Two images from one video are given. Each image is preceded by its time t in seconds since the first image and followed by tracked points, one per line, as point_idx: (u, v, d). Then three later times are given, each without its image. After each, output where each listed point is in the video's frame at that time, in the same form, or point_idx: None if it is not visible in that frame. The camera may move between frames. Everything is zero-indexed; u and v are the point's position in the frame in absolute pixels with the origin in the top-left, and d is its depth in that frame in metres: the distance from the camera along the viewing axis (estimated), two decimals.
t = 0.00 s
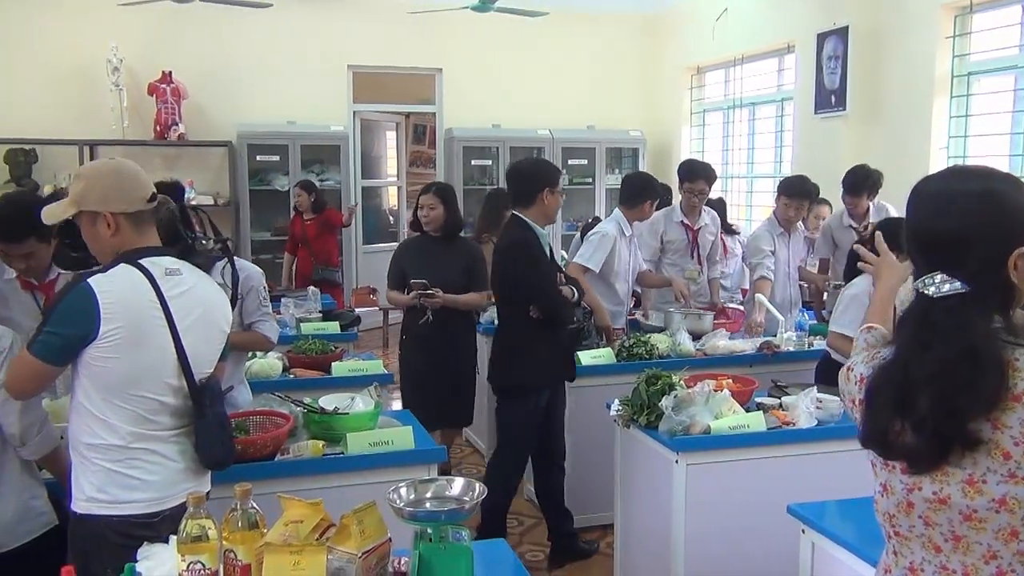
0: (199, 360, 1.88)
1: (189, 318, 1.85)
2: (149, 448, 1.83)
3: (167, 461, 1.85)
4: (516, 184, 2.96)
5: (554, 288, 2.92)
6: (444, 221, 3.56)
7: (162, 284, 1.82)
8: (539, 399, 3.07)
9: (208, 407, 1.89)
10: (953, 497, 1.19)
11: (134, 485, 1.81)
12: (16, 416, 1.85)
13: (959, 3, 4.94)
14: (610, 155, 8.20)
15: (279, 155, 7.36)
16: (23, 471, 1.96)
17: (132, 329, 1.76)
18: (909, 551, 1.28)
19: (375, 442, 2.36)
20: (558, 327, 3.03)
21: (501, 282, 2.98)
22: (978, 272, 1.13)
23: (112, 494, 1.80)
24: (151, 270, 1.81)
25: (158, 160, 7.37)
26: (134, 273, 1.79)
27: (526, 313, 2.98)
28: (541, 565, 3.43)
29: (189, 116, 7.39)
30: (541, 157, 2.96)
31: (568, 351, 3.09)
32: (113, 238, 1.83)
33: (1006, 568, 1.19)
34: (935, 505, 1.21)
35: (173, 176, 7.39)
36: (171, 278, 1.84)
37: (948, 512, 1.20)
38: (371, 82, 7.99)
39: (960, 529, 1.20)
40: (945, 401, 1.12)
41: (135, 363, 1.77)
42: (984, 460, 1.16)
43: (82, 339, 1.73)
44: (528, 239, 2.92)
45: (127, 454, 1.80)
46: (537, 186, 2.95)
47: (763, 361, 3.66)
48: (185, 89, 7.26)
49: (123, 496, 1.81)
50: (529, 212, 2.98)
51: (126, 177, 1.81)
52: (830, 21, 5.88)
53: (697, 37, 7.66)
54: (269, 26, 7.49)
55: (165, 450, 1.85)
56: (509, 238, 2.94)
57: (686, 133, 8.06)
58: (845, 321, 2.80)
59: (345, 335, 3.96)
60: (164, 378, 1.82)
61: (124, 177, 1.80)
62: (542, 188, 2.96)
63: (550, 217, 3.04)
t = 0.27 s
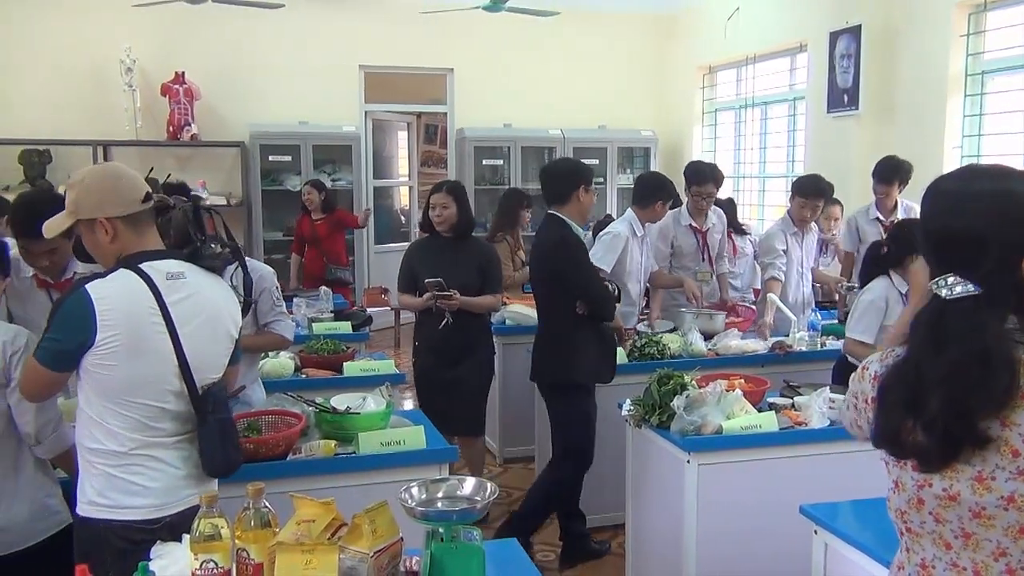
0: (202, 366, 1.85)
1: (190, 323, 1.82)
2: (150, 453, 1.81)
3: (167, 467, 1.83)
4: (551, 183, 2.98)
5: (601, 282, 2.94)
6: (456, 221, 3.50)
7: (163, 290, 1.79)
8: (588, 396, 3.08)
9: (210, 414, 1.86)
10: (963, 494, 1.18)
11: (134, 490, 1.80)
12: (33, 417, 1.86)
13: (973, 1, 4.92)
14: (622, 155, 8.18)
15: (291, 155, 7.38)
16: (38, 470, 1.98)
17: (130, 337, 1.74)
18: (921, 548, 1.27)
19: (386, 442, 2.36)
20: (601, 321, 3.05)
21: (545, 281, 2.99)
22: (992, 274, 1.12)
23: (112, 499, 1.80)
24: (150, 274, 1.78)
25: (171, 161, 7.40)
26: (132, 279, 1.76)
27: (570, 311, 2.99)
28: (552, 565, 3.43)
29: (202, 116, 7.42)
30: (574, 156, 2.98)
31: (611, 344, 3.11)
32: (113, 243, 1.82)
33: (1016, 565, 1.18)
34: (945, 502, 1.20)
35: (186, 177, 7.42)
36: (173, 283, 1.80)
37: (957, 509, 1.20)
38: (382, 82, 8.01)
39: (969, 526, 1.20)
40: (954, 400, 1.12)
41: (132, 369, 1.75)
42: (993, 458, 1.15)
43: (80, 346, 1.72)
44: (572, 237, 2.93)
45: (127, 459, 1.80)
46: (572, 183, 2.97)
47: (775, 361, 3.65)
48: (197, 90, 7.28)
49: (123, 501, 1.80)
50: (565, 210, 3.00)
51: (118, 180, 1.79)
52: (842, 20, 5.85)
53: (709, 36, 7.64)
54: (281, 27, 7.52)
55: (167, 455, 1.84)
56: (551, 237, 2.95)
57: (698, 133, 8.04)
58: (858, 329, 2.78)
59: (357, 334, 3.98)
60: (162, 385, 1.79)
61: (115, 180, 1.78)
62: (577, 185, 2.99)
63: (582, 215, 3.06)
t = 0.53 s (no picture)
0: (200, 375, 1.78)
1: (187, 329, 1.76)
2: (148, 461, 1.76)
3: (166, 476, 1.77)
4: (574, 183, 3.00)
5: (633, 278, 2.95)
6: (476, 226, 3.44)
7: (160, 295, 1.73)
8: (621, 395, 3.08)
9: (208, 424, 1.78)
10: (967, 492, 1.18)
11: (131, 499, 1.74)
12: (45, 415, 1.86)
13: None
14: (631, 155, 8.17)
15: (301, 156, 7.39)
16: (49, 470, 1.98)
17: (124, 342, 1.69)
18: (929, 547, 1.27)
19: (396, 442, 2.37)
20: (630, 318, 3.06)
21: (577, 281, 2.97)
22: (993, 273, 1.12)
23: (111, 506, 1.75)
24: (148, 280, 1.73)
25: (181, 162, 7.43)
26: (126, 284, 1.71)
27: (605, 308, 2.98)
28: (562, 566, 3.43)
29: (213, 117, 7.45)
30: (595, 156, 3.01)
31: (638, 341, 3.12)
32: (112, 247, 1.76)
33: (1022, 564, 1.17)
34: (950, 500, 1.20)
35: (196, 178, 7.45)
36: (170, 287, 1.75)
37: (963, 506, 1.19)
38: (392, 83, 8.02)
39: (975, 524, 1.19)
40: (954, 397, 1.13)
41: (125, 375, 1.70)
42: (995, 455, 1.15)
43: (74, 350, 1.69)
44: (607, 234, 2.93)
45: (124, 466, 1.74)
46: (595, 181, 2.99)
47: (785, 361, 3.64)
48: (207, 91, 7.31)
49: (122, 509, 1.75)
50: (589, 210, 3.03)
51: (118, 182, 1.74)
52: (852, 20, 5.84)
53: (718, 36, 7.63)
54: (290, 28, 7.54)
55: (165, 465, 1.77)
56: (580, 237, 2.96)
57: (707, 133, 8.02)
58: (871, 333, 2.75)
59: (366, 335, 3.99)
60: (158, 391, 1.73)
61: (114, 182, 1.73)
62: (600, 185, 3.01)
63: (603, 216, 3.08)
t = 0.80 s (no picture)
0: (205, 376, 1.75)
1: (189, 329, 1.73)
2: (157, 463, 1.74)
3: (176, 479, 1.75)
4: (599, 183, 2.99)
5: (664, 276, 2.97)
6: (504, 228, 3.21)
7: (164, 294, 1.71)
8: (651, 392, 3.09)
9: (215, 426, 1.75)
10: (976, 495, 1.23)
11: (142, 501, 1.73)
12: (59, 417, 1.86)
13: None
14: (642, 155, 8.15)
15: (313, 156, 7.41)
16: (65, 469, 1.99)
17: (127, 340, 1.67)
18: (940, 551, 1.32)
19: (407, 442, 2.37)
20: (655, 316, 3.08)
21: (609, 281, 2.97)
22: (1004, 279, 1.16)
23: (124, 508, 1.74)
24: (154, 279, 1.70)
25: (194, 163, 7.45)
26: (130, 282, 1.69)
27: (637, 307, 2.99)
28: (573, 567, 3.43)
29: (225, 118, 7.47)
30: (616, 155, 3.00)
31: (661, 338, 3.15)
32: (123, 245, 1.77)
33: None
34: (960, 503, 1.25)
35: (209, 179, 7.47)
36: (175, 286, 1.72)
37: (972, 510, 1.24)
38: (403, 84, 8.04)
39: (985, 528, 1.24)
40: (964, 400, 1.18)
41: (129, 376, 1.69)
42: (1005, 459, 1.19)
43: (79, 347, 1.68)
44: (638, 232, 2.96)
45: (135, 468, 1.73)
46: (619, 180, 2.98)
47: (798, 362, 3.63)
48: (220, 93, 7.34)
49: (134, 511, 1.74)
50: (614, 209, 3.02)
51: (128, 179, 1.74)
52: (865, 19, 5.81)
53: (731, 35, 7.59)
54: (303, 29, 7.56)
55: (175, 467, 1.75)
56: (611, 236, 2.97)
57: (719, 133, 8.00)
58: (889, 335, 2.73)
59: (377, 335, 3.99)
60: (163, 392, 1.71)
61: (124, 179, 1.73)
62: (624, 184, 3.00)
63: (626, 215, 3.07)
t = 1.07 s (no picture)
0: (234, 377, 1.76)
1: (224, 331, 1.74)
2: (183, 461, 1.75)
3: (200, 478, 1.76)
4: (618, 183, 2.96)
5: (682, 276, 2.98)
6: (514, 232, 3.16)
7: (199, 296, 1.71)
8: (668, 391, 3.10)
9: (243, 428, 1.75)
10: (990, 497, 1.22)
11: (165, 498, 1.74)
12: (71, 420, 1.87)
13: None
14: (651, 155, 8.14)
15: (322, 156, 7.43)
16: (77, 469, 1.99)
17: (161, 340, 1.68)
18: (954, 553, 1.31)
19: (416, 442, 2.37)
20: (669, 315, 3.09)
21: (629, 281, 2.96)
22: (1015, 279, 1.16)
23: (146, 504, 1.75)
24: (191, 281, 1.71)
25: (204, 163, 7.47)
26: (167, 284, 1.70)
27: (655, 308, 3.00)
28: (582, 567, 3.43)
29: (234, 119, 7.49)
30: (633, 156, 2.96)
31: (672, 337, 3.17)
32: (157, 247, 1.76)
33: None
34: (973, 505, 1.24)
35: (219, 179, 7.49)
36: (211, 289, 1.73)
37: (986, 512, 1.23)
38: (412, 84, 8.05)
39: (999, 530, 1.23)
40: (977, 401, 1.17)
41: (161, 374, 1.70)
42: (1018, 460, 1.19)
43: (112, 346, 1.69)
44: (660, 233, 2.95)
45: (160, 465, 1.74)
46: (641, 179, 2.96)
47: (807, 362, 3.62)
48: (230, 93, 7.35)
49: (156, 508, 1.75)
50: (632, 209, 3.00)
51: (164, 181, 1.73)
52: (876, 18, 5.79)
53: (741, 34, 7.57)
54: (313, 30, 7.58)
55: (199, 466, 1.76)
56: (629, 237, 2.96)
57: (728, 133, 7.98)
58: (901, 332, 2.69)
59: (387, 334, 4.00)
60: (193, 392, 1.72)
61: (160, 181, 1.72)
62: (642, 185, 2.98)
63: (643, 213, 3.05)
